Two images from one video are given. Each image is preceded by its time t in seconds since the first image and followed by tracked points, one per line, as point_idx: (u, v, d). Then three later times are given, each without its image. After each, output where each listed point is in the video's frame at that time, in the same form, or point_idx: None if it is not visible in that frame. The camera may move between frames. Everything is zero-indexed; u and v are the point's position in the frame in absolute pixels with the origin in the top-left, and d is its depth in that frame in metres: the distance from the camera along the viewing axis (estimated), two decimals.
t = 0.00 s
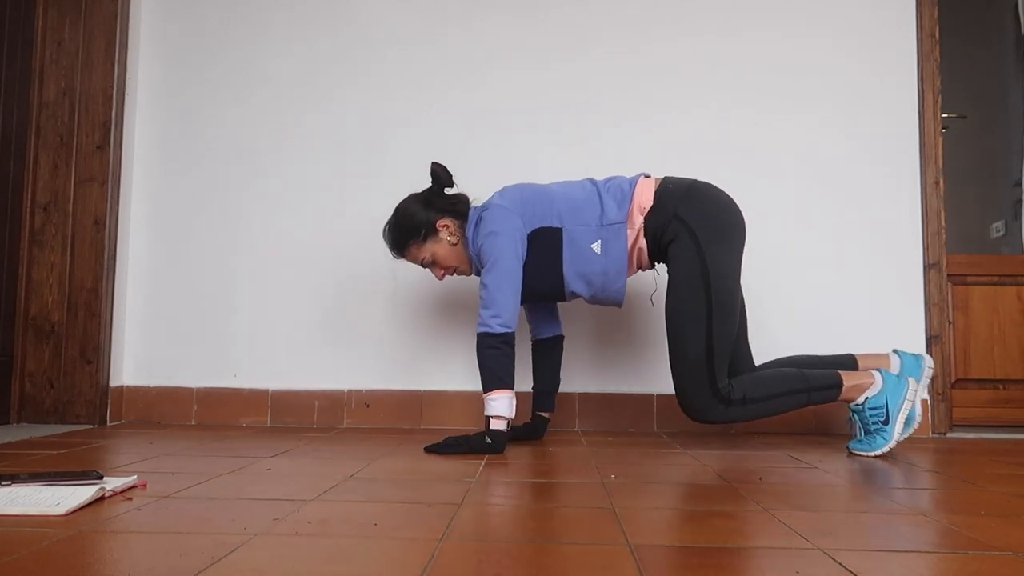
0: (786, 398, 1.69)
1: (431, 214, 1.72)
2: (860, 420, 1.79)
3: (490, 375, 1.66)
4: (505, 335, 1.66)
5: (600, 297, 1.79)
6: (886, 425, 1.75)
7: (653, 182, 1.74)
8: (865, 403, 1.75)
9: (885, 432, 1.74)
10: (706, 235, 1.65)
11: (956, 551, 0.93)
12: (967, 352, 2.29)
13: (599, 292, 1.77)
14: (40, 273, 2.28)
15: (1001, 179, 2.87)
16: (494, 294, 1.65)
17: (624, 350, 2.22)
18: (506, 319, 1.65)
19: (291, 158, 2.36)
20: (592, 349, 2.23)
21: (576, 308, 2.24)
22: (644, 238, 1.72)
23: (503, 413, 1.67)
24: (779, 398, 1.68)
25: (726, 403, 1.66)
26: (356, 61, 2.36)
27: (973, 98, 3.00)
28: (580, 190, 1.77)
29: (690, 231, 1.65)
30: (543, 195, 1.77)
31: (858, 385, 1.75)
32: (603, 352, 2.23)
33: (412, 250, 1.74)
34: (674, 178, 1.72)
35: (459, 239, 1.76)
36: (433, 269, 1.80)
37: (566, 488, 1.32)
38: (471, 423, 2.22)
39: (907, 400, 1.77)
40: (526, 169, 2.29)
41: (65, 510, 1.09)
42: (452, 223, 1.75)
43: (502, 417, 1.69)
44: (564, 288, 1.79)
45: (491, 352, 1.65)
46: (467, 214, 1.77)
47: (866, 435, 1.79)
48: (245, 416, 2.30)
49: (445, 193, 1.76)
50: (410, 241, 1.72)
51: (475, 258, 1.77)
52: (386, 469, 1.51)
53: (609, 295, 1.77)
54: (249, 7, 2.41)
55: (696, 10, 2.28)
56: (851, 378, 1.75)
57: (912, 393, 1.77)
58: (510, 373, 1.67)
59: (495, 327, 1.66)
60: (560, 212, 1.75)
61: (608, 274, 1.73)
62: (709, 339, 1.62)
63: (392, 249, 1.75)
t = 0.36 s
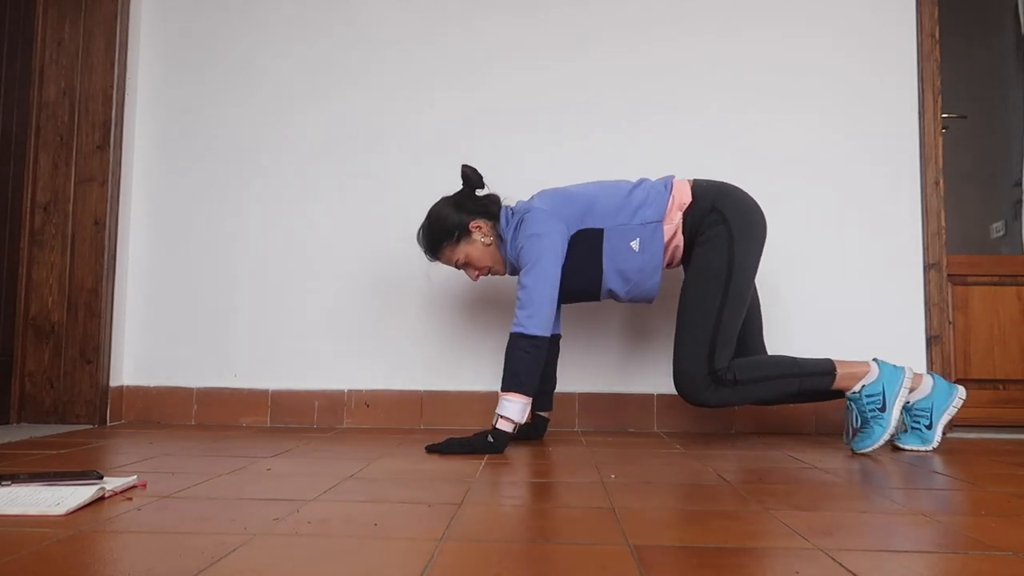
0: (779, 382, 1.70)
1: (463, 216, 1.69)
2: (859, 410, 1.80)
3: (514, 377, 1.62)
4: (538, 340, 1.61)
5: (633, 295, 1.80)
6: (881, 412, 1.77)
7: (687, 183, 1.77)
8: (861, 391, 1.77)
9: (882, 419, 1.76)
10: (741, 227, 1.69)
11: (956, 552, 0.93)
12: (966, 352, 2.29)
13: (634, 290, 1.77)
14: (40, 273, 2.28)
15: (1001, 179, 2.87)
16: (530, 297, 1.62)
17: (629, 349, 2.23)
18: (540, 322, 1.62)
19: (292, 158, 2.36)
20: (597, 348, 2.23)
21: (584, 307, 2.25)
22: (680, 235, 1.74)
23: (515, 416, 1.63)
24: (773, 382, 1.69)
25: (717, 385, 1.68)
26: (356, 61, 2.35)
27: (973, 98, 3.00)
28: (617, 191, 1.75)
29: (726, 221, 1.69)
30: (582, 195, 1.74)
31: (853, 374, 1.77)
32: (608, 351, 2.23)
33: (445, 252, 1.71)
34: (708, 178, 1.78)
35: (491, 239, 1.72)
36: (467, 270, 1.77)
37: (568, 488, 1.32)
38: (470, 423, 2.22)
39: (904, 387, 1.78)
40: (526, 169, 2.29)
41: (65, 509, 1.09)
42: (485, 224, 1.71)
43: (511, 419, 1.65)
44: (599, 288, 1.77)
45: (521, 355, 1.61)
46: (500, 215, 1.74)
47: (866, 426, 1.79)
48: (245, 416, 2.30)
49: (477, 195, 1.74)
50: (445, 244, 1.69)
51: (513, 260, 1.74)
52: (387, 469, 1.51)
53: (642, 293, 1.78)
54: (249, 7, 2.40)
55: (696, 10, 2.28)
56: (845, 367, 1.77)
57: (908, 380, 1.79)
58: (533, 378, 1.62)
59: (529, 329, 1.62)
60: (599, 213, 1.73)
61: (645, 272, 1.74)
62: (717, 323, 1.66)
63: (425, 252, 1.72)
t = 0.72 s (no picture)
0: (818, 397, 1.69)
1: (460, 216, 1.68)
2: (907, 417, 1.77)
3: (546, 377, 1.59)
4: (562, 336, 1.59)
5: (628, 305, 1.80)
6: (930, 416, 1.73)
7: (690, 196, 1.75)
8: (906, 397, 1.75)
9: (931, 423, 1.72)
10: (743, 248, 1.68)
11: (956, 552, 0.93)
12: (966, 352, 2.30)
13: (629, 300, 1.78)
14: (40, 273, 2.28)
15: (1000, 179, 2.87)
16: (546, 295, 1.59)
17: (630, 349, 2.23)
18: (560, 318, 1.59)
19: (292, 158, 2.36)
20: (600, 348, 2.23)
21: (588, 309, 2.24)
22: (679, 251, 1.74)
23: (557, 416, 1.60)
24: (810, 399, 1.68)
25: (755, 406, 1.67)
26: (356, 61, 2.35)
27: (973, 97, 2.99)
28: (621, 199, 1.73)
29: (728, 244, 1.68)
30: (585, 200, 1.72)
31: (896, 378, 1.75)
32: (610, 352, 2.23)
33: (442, 253, 1.71)
34: (711, 192, 1.76)
35: (488, 240, 1.71)
36: (463, 271, 1.77)
37: (568, 488, 1.32)
38: (470, 423, 2.22)
39: (950, 389, 1.75)
40: (526, 169, 2.29)
41: (65, 510, 1.09)
42: (482, 226, 1.71)
43: (556, 420, 1.61)
44: (597, 294, 1.77)
45: (549, 353, 1.58)
46: (497, 216, 1.73)
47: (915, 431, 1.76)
48: (245, 416, 2.30)
49: (474, 195, 1.74)
50: (441, 244, 1.69)
51: (511, 259, 1.73)
52: (387, 469, 1.51)
53: (640, 303, 1.77)
54: (248, 7, 2.41)
55: (696, 9, 2.28)
56: (885, 372, 1.75)
57: (953, 383, 1.75)
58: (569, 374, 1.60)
59: (551, 328, 1.58)
60: (600, 218, 1.70)
61: (640, 285, 1.74)
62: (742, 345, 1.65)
63: (421, 250, 1.73)
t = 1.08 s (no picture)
0: (827, 395, 1.69)
1: (466, 212, 1.68)
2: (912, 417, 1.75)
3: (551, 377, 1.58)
4: (566, 335, 1.59)
5: (635, 301, 1.79)
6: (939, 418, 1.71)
7: (697, 192, 1.75)
8: (914, 397, 1.73)
9: (939, 424, 1.71)
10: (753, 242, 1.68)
11: (955, 552, 0.93)
12: (966, 352, 2.30)
13: (636, 296, 1.76)
14: (40, 273, 2.28)
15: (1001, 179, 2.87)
16: (551, 293, 1.59)
17: (632, 349, 2.23)
18: (563, 317, 1.58)
19: (292, 158, 2.36)
20: (602, 346, 2.24)
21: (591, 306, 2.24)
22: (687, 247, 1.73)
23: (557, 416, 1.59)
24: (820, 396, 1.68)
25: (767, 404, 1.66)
26: (356, 61, 2.36)
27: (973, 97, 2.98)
28: (627, 194, 1.73)
29: (738, 237, 1.68)
30: (592, 196, 1.71)
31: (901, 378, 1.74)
32: (612, 350, 2.23)
33: (448, 248, 1.70)
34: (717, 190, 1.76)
35: (494, 235, 1.70)
36: (470, 266, 1.76)
37: (568, 488, 1.32)
38: (469, 423, 2.22)
39: (955, 389, 1.73)
40: (526, 169, 2.29)
41: (65, 509, 1.09)
42: (488, 221, 1.70)
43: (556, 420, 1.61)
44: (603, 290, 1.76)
45: (553, 352, 1.57)
46: (504, 211, 1.72)
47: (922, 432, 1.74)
48: (245, 416, 2.30)
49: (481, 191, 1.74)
50: (446, 240, 1.68)
51: (517, 256, 1.71)
52: (387, 469, 1.51)
53: (646, 298, 1.76)
54: (249, 7, 2.41)
55: (696, 9, 2.28)
56: (893, 372, 1.75)
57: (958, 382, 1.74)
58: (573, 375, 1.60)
59: (554, 327, 1.58)
60: (607, 214, 1.69)
61: (648, 280, 1.73)
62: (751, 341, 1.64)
63: (429, 248, 1.73)
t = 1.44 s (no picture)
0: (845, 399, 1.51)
1: (458, 207, 1.58)
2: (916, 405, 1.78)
3: (545, 379, 1.44)
4: (563, 333, 1.44)
5: (635, 299, 1.68)
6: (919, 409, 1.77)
7: (697, 184, 1.63)
8: (946, 406, 1.51)
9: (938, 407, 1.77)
10: (754, 237, 1.55)
11: (955, 552, 0.93)
12: (965, 352, 2.30)
13: (636, 293, 1.66)
14: (40, 273, 2.28)
15: (1001, 179, 2.85)
16: (547, 288, 1.45)
17: (632, 350, 2.23)
18: (561, 314, 1.45)
19: (292, 158, 2.36)
20: (599, 345, 2.24)
21: (590, 306, 2.24)
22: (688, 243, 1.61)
23: (556, 419, 1.43)
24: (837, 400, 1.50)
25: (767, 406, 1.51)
26: (356, 61, 2.36)
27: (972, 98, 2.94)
28: (626, 188, 1.61)
29: (737, 232, 1.56)
30: (590, 191, 1.59)
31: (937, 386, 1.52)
32: (610, 349, 2.23)
33: (438, 245, 1.60)
34: (717, 181, 1.64)
35: (486, 232, 1.61)
36: (460, 264, 1.66)
37: (568, 488, 1.32)
38: (469, 423, 2.22)
39: (998, 399, 1.49)
40: (526, 169, 2.29)
41: (65, 509, 1.09)
42: (480, 217, 1.60)
43: (555, 424, 1.44)
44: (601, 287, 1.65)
45: (550, 351, 1.44)
46: (497, 207, 1.62)
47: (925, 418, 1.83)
48: (245, 416, 2.30)
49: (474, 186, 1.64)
50: (436, 237, 1.58)
51: (512, 255, 1.61)
52: (387, 469, 1.51)
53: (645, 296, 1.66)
54: (248, 7, 2.41)
55: (696, 9, 2.29)
56: (920, 378, 1.53)
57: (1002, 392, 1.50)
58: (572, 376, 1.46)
59: (550, 324, 1.44)
60: (605, 209, 1.58)
61: (648, 276, 1.62)
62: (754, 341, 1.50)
63: (417, 244, 1.63)
